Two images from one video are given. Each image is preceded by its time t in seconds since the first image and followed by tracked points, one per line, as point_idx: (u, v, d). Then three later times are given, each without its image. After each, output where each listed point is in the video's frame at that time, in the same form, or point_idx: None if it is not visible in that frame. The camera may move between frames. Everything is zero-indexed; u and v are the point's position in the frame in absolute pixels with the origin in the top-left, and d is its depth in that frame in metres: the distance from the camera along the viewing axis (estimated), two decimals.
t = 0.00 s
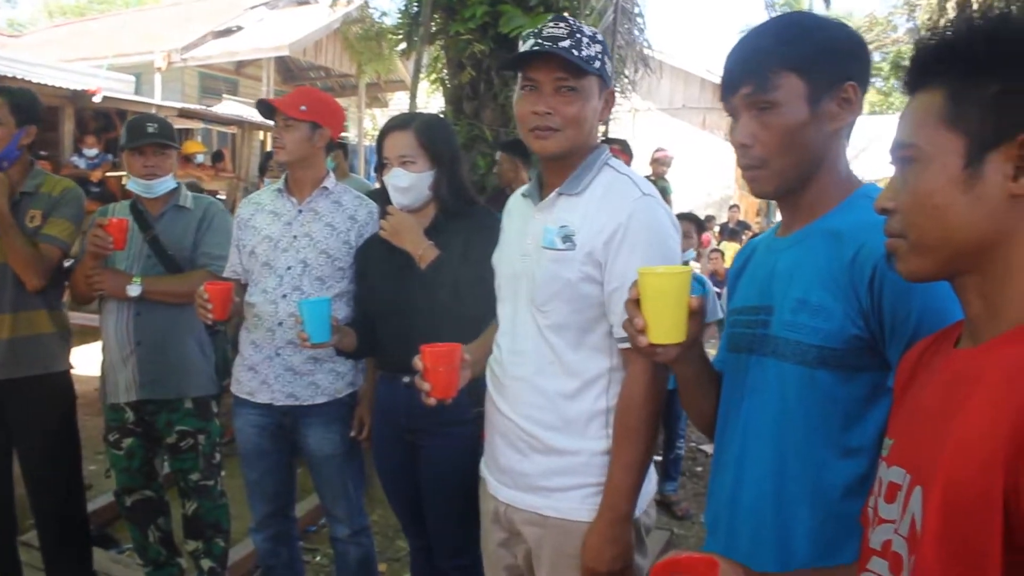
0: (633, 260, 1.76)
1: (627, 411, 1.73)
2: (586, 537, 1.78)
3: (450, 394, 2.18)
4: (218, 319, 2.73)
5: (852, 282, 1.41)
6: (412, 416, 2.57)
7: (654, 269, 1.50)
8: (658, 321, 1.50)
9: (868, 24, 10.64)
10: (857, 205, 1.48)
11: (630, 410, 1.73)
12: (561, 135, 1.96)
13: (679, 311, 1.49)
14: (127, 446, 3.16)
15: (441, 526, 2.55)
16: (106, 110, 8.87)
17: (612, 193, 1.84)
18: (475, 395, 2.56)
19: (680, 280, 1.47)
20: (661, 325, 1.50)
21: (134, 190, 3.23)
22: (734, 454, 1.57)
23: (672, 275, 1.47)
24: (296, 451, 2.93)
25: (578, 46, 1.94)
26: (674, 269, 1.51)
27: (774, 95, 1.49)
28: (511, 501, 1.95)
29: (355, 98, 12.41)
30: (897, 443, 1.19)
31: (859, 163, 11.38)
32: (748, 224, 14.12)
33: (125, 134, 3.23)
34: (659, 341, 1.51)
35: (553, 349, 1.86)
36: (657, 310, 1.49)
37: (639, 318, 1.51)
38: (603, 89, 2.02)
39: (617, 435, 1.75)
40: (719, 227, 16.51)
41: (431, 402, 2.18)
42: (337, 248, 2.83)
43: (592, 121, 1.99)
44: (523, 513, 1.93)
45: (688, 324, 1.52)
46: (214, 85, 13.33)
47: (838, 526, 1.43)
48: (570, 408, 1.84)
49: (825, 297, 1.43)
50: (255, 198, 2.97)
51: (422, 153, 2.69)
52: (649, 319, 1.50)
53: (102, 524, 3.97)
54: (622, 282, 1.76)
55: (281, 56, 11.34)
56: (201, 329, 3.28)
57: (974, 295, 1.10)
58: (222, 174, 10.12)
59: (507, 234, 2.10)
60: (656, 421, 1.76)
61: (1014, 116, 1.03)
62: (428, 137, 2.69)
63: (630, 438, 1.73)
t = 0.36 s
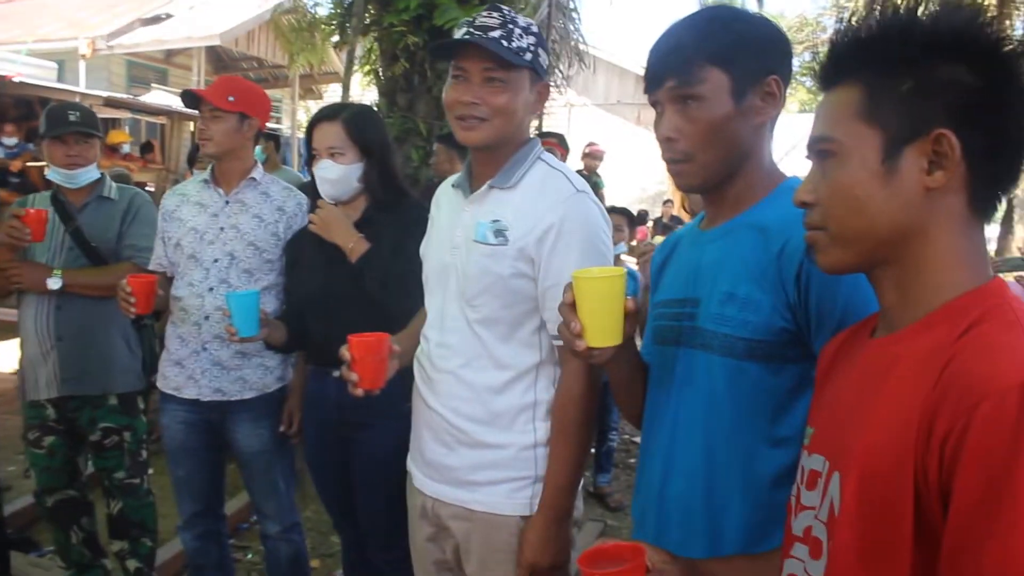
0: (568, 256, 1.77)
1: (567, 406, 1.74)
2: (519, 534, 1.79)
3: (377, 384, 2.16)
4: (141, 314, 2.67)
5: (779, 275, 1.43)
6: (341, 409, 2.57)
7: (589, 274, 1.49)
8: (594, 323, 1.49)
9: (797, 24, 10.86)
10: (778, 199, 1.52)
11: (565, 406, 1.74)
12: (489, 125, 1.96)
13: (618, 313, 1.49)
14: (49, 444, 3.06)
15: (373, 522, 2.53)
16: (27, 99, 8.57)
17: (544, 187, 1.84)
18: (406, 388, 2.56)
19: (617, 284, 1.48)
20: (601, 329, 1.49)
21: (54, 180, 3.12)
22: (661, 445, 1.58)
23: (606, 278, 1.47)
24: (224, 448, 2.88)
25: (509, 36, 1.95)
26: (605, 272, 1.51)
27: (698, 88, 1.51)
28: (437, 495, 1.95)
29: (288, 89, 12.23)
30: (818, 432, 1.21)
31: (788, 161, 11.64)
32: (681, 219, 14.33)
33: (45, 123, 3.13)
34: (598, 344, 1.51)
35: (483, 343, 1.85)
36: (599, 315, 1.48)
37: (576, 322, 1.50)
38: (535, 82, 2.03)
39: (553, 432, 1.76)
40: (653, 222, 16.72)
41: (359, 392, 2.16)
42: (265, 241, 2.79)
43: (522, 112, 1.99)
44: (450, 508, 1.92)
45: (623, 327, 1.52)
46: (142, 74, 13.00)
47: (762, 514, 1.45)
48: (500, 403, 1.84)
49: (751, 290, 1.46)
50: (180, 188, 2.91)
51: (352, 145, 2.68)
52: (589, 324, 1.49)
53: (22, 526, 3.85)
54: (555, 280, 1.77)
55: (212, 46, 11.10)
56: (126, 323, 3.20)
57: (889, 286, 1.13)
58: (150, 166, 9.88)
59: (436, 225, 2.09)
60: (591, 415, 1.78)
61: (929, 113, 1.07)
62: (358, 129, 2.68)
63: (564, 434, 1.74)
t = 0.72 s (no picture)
0: (539, 244, 1.77)
1: (541, 398, 1.75)
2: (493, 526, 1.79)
3: (349, 374, 2.15)
4: (111, 309, 2.64)
5: (756, 262, 1.44)
6: (315, 400, 2.56)
7: (575, 266, 1.47)
8: (581, 314, 1.47)
9: (771, 16, 10.90)
10: (753, 186, 1.53)
11: (539, 397, 1.75)
12: (452, 113, 1.96)
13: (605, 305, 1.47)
14: (18, 439, 3.02)
15: (347, 514, 2.53)
16: None
17: (516, 175, 1.84)
18: (378, 380, 2.55)
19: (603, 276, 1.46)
20: (588, 322, 1.47)
21: (22, 171, 3.09)
22: (636, 433, 1.58)
23: (590, 270, 1.46)
24: (197, 442, 2.86)
25: (469, 24, 1.95)
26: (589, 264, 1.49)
27: (676, 76, 1.50)
28: (410, 487, 1.94)
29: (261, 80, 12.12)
30: (789, 417, 1.22)
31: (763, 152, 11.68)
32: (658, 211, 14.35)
33: (11, 113, 3.08)
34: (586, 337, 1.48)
35: (454, 331, 1.85)
36: (586, 309, 1.46)
37: (561, 313, 1.48)
38: (501, 68, 2.00)
39: (528, 423, 1.76)
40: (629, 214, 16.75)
41: (329, 382, 2.14)
42: (235, 232, 2.77)
43: (486, 99, 1.97)
44: (422, 500, 1.92)
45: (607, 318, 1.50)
46: (112, 65, 12.84)
47: (737, 502, 1.46)
48: (471, 393, 1.84)
49: (728, 279, 1.46)
50: (147, 180, 2.88)
51: (320, 135, 2.66)
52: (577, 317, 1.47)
53: None
54: (527, 268, 1.76)
55: (183, 36, 10.97)
56: (97, 315, 3.17)
57: (860, 273, 1.14)
58: (120, 157, 9.76)
59: (409, 214, 2.08)
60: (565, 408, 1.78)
61: (905, 101, 1.08)
62: (330, 118, 2.67)
63: (539, 426, 1.75)
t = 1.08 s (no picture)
0: (533, 239, 1.76)
1: (528, 392, 1.74)
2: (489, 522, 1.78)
3: (344, 369, 2.15)
4: (106, 307, 2.63)
5: (762, 253, 1.45)
6: (310, 396, 2.56)
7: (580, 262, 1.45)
8: (582, 310, 1.47)
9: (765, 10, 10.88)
10: (757, 178, 1.54)
11: (533, 393, 1.74)
12: (445, 109, 1.96)
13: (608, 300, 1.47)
14: (15, 437, 3.02)
15: (344, 510, 2.53)
16: None
17: (511, 170, 1.84)
18: (374, 376, 2.55)
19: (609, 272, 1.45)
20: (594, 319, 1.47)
21: (11, 169, 3.08)
22: (637, 427, 1.57)
23: (597, 267, 1.44)
24: (194, 439, 2.86)
25: (458, 19, 1.95)
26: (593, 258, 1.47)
27: (700, 75, 1.50)
28: (407, 482, 1.95)
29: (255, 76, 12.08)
30: (787, 409, 1.22)
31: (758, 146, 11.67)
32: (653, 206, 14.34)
33: None
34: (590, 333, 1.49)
35: (448, 326, 1.85)
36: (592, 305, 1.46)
37: (564, 309, 1.48)
38: (492, 63, 1.99)
39: (521, 419, 1.75)
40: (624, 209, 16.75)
41: (325, 377, 2.14)
42: (229, 228, 2.76)
43: (478, 93, 1.96)
44: (420, 496, 1.92)
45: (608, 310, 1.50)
46: (105, 62, 12.80)
47: (741, 495, 1.46)
48: (466, 388, 1.84)
49: (737, 268, 1.46)
50: (137, 178, 2.87)
51: (312, 132, 2.66)
52: (582, 314, 1.47)
53: None
54: (521, 262, 1.76)
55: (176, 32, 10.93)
56: (90, 313, 3.16)
57: (861, 269, 1.15)
58: (114, 154, 9.74)
59: (407, 210, 2.08)
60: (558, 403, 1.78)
61: (910, 99, 1.08)
62: (324, 113, 2.69)
63: (532, 423, 1.75)
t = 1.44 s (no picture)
0: (569, 238, 1.76)
1: (569, 394, 1.75)
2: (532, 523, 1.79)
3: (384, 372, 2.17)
4: (148, 307, 2.68)
5: (816, 254, 1.44)
6: (349, 395, 2.58)
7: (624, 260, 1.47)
8: (625, 309, 1.48)
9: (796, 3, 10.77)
10: (804, 177, 1.53)
11: (574, 395, 1.75)
12: (477, 108, 1.97)
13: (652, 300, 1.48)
14: (58, 436, 3.08)
15: (383, 508, 2.56)
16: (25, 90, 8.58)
17: (547, 169, 1.84)
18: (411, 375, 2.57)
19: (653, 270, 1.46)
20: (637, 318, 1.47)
21: (47, 172, 3.11)
22: (690, 430, 1.57)
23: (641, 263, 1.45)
24: (234, 437, 2.89)
25: (487, 18, 1.96)
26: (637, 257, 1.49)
27: (747, 80, 1.50)
28: (448, 483, 1.96)
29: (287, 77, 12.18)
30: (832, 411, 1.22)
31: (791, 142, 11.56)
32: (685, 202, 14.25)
33: (33, 112, 3.13)
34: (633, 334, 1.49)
35: (486, 326, 1.86)
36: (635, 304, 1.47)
37: (608, 308, 1.49)
38: (523, 60, 1.99)
39: (562, 421, 1.76)
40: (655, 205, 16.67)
41: (366, 379, 2.18)
42: (267, 227, 2.79)
43: (509, 91, 1.97)
44: (459, 496, 1.94)
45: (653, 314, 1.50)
46: (140, 65, 12.96)
47: (793, 496, 1.45)
48: (505, 389, 1.85)
49: (790, 269, 1.45)
50: (176, 179, 2.90)
51: (349, 132, 2.68)
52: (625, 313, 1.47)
53: (35, 518, 3.88)
54: (559, 262, 1.76)
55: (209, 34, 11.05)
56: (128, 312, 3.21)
57: (907, 270, 1.14)
58: (150, 156, 9.86)
59: (443, 210, 2.09)
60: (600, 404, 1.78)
61: (967, 103, 1.08)
62: (359, 115, 2.71)
63: (573, 423, 1.75)
